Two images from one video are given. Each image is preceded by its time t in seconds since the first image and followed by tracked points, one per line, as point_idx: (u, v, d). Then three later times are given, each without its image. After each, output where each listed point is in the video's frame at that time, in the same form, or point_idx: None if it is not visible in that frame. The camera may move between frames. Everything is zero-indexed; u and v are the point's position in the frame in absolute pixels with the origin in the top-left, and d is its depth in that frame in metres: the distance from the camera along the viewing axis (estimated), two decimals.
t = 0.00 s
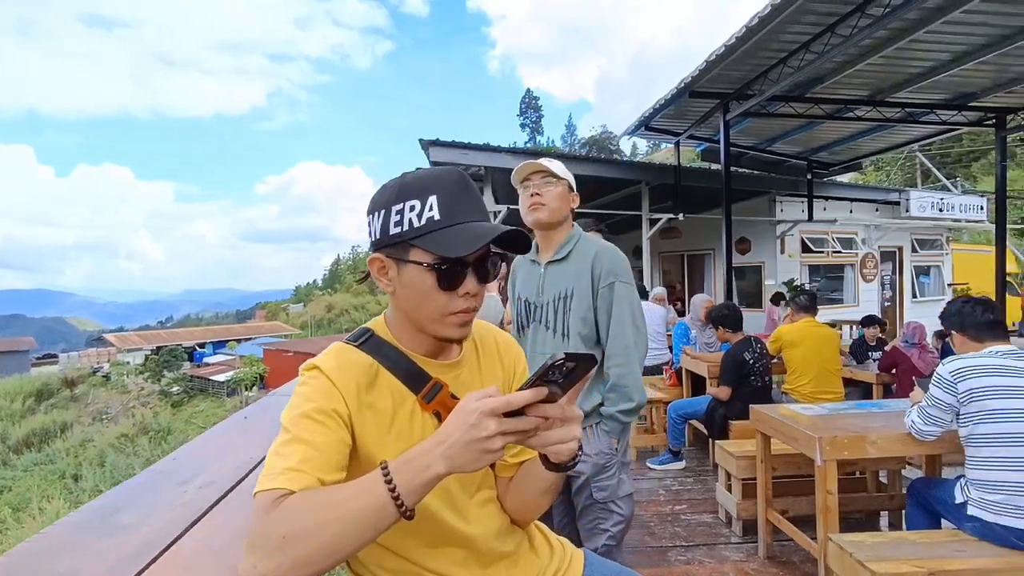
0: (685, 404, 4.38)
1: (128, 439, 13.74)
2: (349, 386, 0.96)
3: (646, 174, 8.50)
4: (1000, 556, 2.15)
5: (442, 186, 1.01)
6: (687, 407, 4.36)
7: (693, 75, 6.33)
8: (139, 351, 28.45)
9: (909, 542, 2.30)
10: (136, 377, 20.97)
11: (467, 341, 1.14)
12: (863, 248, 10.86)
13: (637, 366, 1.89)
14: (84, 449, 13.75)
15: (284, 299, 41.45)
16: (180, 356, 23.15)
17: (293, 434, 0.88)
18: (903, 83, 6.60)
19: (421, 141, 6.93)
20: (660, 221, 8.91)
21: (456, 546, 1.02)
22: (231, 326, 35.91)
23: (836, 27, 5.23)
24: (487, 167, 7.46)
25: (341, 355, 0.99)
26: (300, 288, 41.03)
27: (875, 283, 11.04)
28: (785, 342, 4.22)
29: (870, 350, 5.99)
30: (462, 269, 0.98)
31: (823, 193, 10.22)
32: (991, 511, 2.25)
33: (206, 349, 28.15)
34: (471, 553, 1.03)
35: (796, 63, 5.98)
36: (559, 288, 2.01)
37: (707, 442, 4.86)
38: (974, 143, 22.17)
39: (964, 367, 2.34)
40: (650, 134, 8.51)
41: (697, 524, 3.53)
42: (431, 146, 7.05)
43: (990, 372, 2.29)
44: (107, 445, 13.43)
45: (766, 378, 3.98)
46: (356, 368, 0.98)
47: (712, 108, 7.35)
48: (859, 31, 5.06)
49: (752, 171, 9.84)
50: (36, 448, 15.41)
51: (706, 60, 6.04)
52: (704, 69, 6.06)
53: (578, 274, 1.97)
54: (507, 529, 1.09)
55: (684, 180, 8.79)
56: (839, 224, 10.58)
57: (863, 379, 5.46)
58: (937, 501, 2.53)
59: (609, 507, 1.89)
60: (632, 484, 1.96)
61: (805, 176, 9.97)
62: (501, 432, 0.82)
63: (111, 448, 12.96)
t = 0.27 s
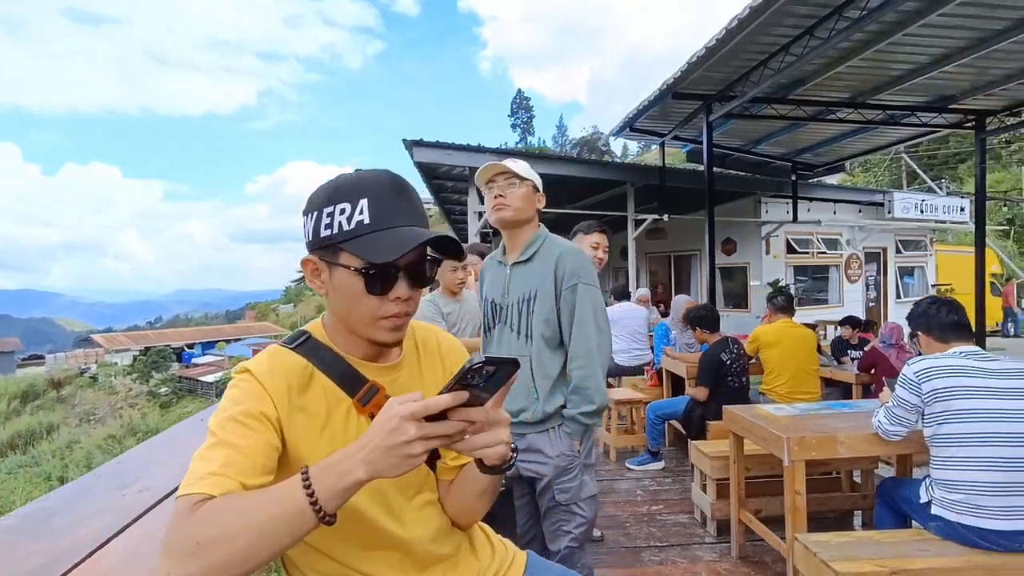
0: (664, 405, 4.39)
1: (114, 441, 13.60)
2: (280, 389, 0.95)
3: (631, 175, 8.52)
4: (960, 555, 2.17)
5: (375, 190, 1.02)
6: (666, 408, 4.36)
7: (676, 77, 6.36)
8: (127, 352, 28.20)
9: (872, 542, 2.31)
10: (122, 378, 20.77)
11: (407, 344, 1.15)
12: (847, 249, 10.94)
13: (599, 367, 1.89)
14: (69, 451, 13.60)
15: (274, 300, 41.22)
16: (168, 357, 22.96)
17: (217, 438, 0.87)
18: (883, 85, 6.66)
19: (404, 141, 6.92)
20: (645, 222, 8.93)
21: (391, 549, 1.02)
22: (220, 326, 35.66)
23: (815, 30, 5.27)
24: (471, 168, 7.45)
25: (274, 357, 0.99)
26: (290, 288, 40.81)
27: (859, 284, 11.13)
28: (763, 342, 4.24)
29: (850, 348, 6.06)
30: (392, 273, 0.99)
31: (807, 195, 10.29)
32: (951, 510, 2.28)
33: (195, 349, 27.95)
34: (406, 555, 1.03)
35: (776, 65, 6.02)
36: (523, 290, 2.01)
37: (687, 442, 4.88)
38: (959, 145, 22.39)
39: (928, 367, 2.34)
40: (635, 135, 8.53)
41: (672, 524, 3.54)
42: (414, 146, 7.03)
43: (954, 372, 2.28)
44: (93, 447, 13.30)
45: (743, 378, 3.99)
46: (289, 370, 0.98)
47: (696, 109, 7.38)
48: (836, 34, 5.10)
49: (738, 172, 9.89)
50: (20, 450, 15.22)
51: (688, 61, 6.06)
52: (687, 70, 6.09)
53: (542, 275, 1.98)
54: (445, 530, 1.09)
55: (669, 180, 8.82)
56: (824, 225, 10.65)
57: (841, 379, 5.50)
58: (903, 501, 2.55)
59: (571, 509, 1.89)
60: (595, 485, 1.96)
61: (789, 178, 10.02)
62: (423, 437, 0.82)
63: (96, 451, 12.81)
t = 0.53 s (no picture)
0: (649, 404, 4.38)
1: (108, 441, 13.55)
2: (216, 387, 0.94)
3: (622, 174, 8.53)
4: (933, 553, 2.17)
5: (315, 187, 1.03)
6: (651, 407, 4.36)
7: (664, 76, 6.37)
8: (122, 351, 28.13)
9: (846, 541, 2.31)
10: (118, 378, 20.71)
11: (355, 343, 1.14)
12: (840, 249, 10.95)
13: (567, 367, 1.89)
14: (62, 450, 13.54)
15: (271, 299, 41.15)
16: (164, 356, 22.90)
17: (147, 436, 0.87)
18: (872, 84, 6.67)
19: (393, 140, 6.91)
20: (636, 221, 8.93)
21: (333, 548, 1.01)
22: (217, 326, 35.57)
23: (802, 29, 5.27)
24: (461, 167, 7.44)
25: (212, 356, 0.98)
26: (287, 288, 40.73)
27: (852, 283, 11.14)
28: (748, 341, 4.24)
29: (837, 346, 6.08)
30: (330, 270, 0.99)
31: (799, 194, 10.29)
32: (925, 508, 2.27)
33: (191, 349, 27.88)
34: (348, 555, 1.02)
35: (764, 65, 6.02)
36: (493, 289, 2.00)
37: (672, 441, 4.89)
38: (954, 145, 22.42)
39: (901, 366, 2.35)
40: (626, 134, 8.53)
41: (654, 523, 3.54)
42: (404, 145, 7.02)
43: (926, 370, 2.29)
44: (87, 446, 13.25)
45: (728, 377, 3.98)
46: (226, 368, 0.97)
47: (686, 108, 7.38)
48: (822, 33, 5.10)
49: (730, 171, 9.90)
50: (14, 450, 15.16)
51: (676, 61, 6.06)
52: (675, 69, 6.09)
53: (512, 274, 1.97)
54: (391, 528, 1.09)
55: (660, 180, 8.82)
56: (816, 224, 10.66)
57: (828, 378, 5.51)
58: (880, 499, 2.55)
59: (539, 510, 1.88)
60: (565, 485, 1.95)
61: (781, 177, 10.03)
62: (350, 434, 0.82)
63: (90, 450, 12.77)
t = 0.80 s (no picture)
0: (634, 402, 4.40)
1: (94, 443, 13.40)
2: (163, 384, 0.93)
3: (609, 173, 8.54)
4: (905, 550, 2.18)
5: (267, 185, 1.05)
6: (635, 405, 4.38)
7: (650, 75, 6.39)
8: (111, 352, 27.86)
9: (820, 538, 2.32)
10: (105, 379, 20.50)
11: (312, 339, 1.15)
12: (827, 248, 11.01)
13: (538, 367, 1.89)
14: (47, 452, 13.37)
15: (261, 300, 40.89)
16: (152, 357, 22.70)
17: (89, 435, 0.85)
18: (856, 85, 6.72)
19: (380, 139, 6.89)
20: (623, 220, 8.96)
21: (285, 548, 1.00)
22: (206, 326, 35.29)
23: (785, 29, 5.29)
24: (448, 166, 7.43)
25: (162, 353, 0.96)
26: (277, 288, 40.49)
27: (839, 283, 11.21)
28: (730, 339, 4.25)
29: (821, 344, 6.14)
30: (281, 268, 1.00)
31: (786, 194, 10.35)
32: (899, 505, 2.27)
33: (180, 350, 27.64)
34: (300, 555, 1.01)
35: (748, 65, 6.05)
36: (466, 287, 2.00)
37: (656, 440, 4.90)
38: (942, 146, 22.60)
39: (874, 364, 2.36)
40: (613, 134, 8.55)
41: (636, 522, 3.54)
42: (390, 144, 7.00)
43: (899, 368, 2.30)
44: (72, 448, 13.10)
45: (710, 375, 3.99)
46: (175, 363, 0.96)
47: (672, 108, 7.40)
48: (804, 33, 5.14)
49: (717, 171, 9.94)
50: None
51: (661, 60, 6.08)
52: (660, 68, 6.11)
53: (485, 273, 1.96)
54: (348, 529, 1.09)
55: (647, 179, 8.84)
56: (803, 224, 10.72)
57: (812, 377, 5.53)
58: (856, 497, 2.56)
59: (512, 510, 1.88)
60: (538, 485, 1.94)
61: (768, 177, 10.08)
62: (292, 430, 0.84)
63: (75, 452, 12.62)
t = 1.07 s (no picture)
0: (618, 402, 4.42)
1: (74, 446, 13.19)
2: (116, 387, 0.92)
3: (595, 173, 8.55)
4: (880, 548, 2.20)
5: (226, 186, 1.04)
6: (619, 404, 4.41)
7: (635, 76, 6.41)
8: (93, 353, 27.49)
9: (797, 537, 2.34)
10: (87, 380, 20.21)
11: (272, 339, 1.16)
12: (811, 248, 11.11)
13: (510, 368, 1.88)
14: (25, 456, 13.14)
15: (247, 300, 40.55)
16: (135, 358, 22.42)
17: (37, 440, 0.83)
18: (838, 86, 6.77)
19: (364, 138, 6.85)
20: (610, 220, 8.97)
21: (244, 552, 1.01)
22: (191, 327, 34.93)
23: (767, 30, 5.33)
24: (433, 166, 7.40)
25: (115, 355, 0.95)
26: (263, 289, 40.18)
27: (823, 282, 11.31)
28: (712, 339, 4.28)
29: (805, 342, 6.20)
30: (239, 271, 1.00)
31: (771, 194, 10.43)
32: (874, 504, 2.28)
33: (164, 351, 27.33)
34: (259, 558, 1.01)
35: (732, 65, 6.08)
36: (440, 288, 1.99)
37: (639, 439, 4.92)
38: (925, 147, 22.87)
39: (851, 363, 2.38)
40: (599, 134, 8.56)
41: (618, 522, 3.55)
42: (375, 143, 6.96)
43: (876, 367, 2.32)
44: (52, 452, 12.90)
45: (691, 375, 3.99)
46: (130, 365, 0.95)
47: (657, 108, 7.43)
48: (786, 35, 5.17)
49: (703, 171, 10.00)
50: None
51: (646, 60, 6.09)
52: (645, 69, 6.13)
53: (458, 274, 1.95)
54: (310, 531, 1.08)
55: (633, 179, 8.87)
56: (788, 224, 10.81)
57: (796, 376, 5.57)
58: (833, 495, 2.58)
59: (485, 511, 1.88)
60: (512, 486, 1.94)
61: (753, 177, 10.14)
62: (246, 433, 0.84)
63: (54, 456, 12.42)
